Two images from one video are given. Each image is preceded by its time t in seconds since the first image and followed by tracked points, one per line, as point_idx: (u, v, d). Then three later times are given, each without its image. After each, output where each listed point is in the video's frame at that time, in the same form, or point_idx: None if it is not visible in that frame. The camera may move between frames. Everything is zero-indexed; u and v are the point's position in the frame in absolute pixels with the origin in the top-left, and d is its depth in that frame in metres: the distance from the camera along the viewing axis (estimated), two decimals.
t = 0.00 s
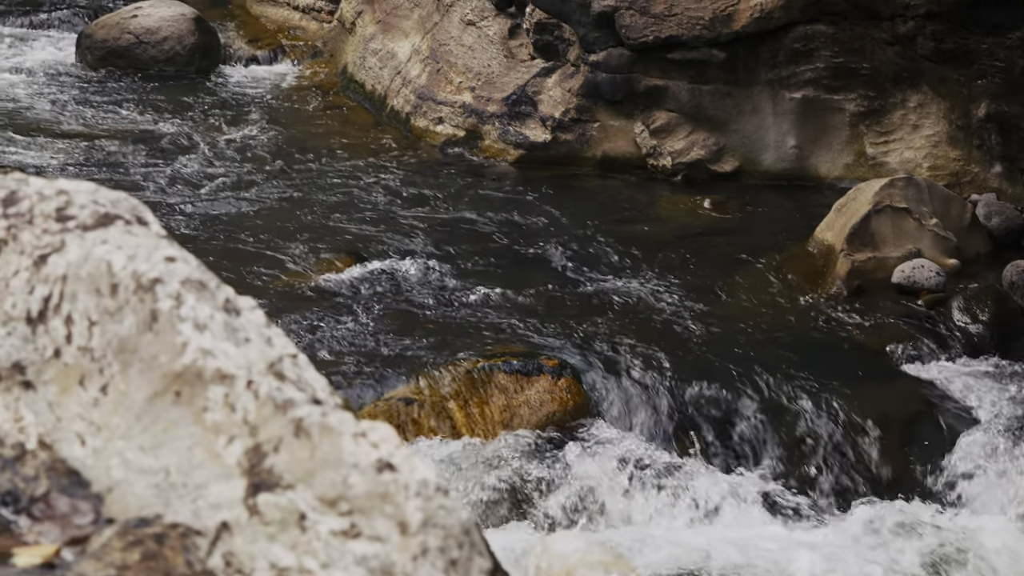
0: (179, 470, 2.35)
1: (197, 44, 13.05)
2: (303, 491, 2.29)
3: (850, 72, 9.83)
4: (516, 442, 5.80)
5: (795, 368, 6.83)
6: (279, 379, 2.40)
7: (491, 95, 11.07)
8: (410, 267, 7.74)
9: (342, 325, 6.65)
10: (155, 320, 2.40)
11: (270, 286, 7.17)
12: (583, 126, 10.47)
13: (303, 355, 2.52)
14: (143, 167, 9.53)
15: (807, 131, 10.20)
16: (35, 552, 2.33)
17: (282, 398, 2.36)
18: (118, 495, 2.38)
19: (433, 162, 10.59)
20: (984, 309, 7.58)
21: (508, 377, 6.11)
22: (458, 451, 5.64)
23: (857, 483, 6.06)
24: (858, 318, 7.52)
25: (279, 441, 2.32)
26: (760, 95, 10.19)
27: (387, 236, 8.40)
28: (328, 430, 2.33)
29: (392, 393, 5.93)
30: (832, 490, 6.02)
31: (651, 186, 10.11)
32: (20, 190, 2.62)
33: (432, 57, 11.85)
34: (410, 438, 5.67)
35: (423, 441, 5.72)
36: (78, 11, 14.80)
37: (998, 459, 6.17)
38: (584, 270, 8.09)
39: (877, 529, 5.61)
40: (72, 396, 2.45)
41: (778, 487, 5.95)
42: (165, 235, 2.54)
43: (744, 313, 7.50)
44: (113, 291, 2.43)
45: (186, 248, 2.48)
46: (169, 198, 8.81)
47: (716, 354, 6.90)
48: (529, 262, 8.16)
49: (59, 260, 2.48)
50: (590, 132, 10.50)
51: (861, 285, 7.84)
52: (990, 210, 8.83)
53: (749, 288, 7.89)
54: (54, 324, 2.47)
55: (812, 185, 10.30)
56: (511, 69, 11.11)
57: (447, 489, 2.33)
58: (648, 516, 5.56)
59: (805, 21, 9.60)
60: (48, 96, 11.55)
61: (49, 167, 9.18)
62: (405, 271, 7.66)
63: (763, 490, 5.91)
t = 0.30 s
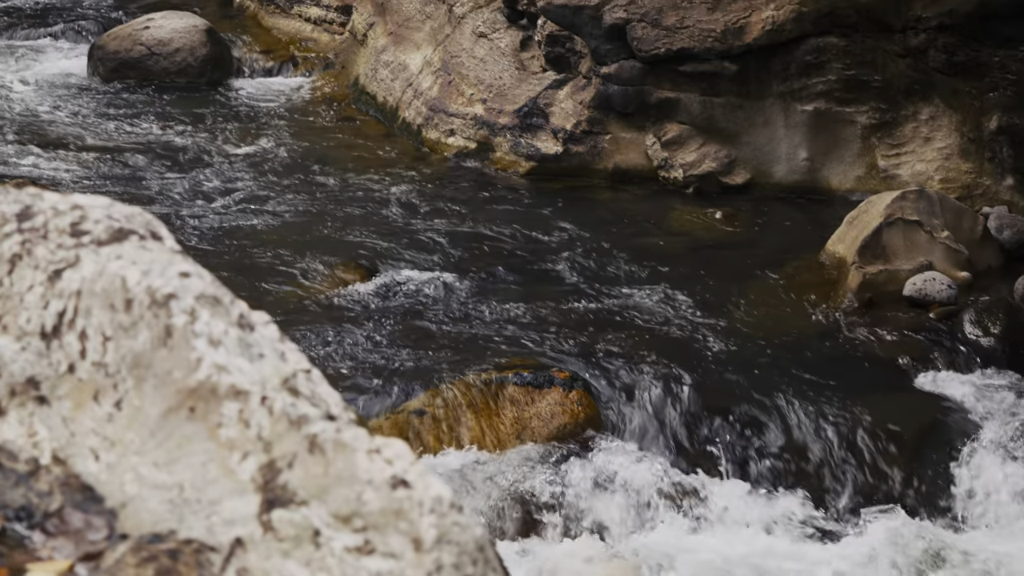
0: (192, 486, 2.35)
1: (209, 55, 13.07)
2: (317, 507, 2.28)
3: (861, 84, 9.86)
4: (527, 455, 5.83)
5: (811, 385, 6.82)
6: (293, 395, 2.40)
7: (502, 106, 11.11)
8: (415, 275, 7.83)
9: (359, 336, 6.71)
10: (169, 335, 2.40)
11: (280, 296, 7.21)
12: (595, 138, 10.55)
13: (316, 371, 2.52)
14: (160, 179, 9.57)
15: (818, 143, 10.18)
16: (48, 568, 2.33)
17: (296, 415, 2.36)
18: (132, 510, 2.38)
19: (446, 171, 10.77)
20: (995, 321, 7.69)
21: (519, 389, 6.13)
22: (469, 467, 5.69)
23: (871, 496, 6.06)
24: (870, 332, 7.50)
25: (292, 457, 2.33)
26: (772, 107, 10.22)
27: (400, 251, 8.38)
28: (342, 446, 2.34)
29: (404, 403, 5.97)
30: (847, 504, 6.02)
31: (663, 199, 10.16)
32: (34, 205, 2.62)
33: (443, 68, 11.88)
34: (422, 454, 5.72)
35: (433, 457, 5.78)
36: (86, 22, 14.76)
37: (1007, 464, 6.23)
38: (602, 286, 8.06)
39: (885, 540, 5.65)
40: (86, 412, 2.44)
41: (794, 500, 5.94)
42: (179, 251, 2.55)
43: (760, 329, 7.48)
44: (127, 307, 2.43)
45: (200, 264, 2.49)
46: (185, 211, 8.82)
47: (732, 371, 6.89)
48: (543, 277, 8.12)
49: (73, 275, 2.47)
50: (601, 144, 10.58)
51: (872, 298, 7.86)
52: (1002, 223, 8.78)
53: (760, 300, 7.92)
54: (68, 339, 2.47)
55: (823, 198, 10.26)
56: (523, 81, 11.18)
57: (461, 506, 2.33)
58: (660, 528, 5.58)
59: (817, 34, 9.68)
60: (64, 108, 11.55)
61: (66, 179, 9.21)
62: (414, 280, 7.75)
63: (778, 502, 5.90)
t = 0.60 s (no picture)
0: (205, 502, 2.35)
1: (220, 67, 12.92)
2: (330, 523, 2.28)
3: (873, 97, 9.92)
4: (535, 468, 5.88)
5: (824, 398, 6.82)
6: (306, 412, 2.40)
7: (513, 118, 11.01)
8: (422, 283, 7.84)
9: (371, 351, 6.68)
10: (182, 351, 2.40)
11: (292, 310, 7.22)
12: (605, 150, 10.49)
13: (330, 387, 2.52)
14: (175, 193, 9.56)
15: (829, 155, 10.21)
16: None
17: (310, 431, 2.36)
18: (144, 527, 2.36)
19: (453, 185, 10.63)
20: (1006, 334, 7.63)
21: (529, 402, 6.19)
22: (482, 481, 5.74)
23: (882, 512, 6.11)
24: (884, 347, 7.49)
25: (306, 474, 2.32)
26: (782, 120, 10.23)
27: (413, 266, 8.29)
28: (355, 463, 2.34)
29: (415, 415, 6.04)
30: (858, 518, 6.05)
31: (676, 211, 10.06)
32: (48, 220, 2.62)
33: (454, 81, 11.72)
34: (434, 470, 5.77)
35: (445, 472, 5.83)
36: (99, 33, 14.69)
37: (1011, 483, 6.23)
38: (624, 300, 8.01)
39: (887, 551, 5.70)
40: (99, 427, 2.44)
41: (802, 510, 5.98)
42: (192, 266, 2.54)
43: (773, 343, 7.44)
44: (140, 322, 2.43)
45: (213, 279, 2.49)
46: (199, 225, 8.78)
47: (745, 384, 6.88)
48: (557, 293, 8.05)
49: (86, 290, 2.47)
50: (611, 156, 10.52)
51: (883, 311, 7.86)
52: (1013, 235, 8.78)
53: (774, 313, 7.90)
54: (81, 354, 2.47)
55: (834, 211, 10.22)
56: (533, 93, 11.11)
57: (475, 523, 2.34)
58: (669, 538, 5.61)
59: (828, 46, 9.77)
60: (82, 121, 11.54)
61: (81, 194, 9.22)
62: (425, 291, 7.73)
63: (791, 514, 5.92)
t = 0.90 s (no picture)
0: (219, 518, 2.35)
1: (231, 78, 12.72)
2: (343, 539, 2.28)
3: (884, 109, 9.77)
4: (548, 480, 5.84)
5: (835, 411, 6.78)
6: (320, 427, 2.40)
7: (524, 130, 10.79)
8: (435, 300, 7.76)
9: (384, 368, 6.60)
10: (196, 366, 2.40)
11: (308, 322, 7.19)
12: (616, 162, 10.32)
13: (342, 402, 2.52)
14: (196, 206, 9.49)
15: (840, 168, 10.02)
16: None
17: (323, 447, 2.36)
18: (158, 542, 2.37)
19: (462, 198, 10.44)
20: (1017, 348, 7.55)
21: (540, 414, 6.17)
22: (494, 496, 5.68)
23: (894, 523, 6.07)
24: (893, 357, 7.49)
25: (320, 489, 2.32)
26: (794, 132, 10.06)
27: (429, 283, 8.16)
28: (369, 479, 2.34)
29: (428, 427, 5.99)
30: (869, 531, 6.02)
31: (686, 224, 9.93)
32: (61, 234, 2.60)
33: (465, 93, 11.51)
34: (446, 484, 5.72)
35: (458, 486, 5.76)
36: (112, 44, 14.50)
37: None
38: (642, 313, 7.99)
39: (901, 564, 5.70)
40: (113, 443, 2.44)
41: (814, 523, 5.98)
42: (206, 281, 2.54)
43: (787, 354, 7.43)
44: (154, 336, 2.43)
45: (227, 295, 2.48)
46: (218, 240, 8.68)
47: (757, 397, 6.84)
48: (573, 310, 7.93)
49: (100, 305, 2.46)
50: (622, 168, 10.36)
51: (894, 323, 7.80)
52: None
53: (789, 326, 7.84)
54: (95, 369, 2.46)
55: (845, 224, 10.05)
56: (544, 106, 10.88)
57: (488, 539, 2.33)
58: (682, 554, 5.62)
59: (839, 59, 9.61)
60: (111, 134, 11.44)
61: (100, 209, 9.16)
62: (432, 303, 7.72)
63: (801, 529, 5.90)
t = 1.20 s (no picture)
0: (234, 532, 2.35)
1: (243, 89, 12.68)
2: (359, 554, 2.28)
3: (896, 121, 9.90)
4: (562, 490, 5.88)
5: (846, 426, 6.81)
6: (335, 442, 2.39)
7: (536, 141, 10.87)
8: (444, 312, 7.81)
9: (400, 382, 6.61)
10: (211, 381, 2.38)
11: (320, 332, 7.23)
12: (628, 174, 10.41)
13: (357, 415, 2.51)
14: (216, 219, 9.48)
15: (852, 180, 10.12)
16: None
17: (338, 461, 2.35)
18: (172, 556, 2.38)
19: (480, 210, 10.54)
20: None
21: (551, 426, 6.22)
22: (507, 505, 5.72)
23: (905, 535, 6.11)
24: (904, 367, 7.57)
25: (334, 504, 2.32)
26: (806, 143, 10.15)
27: (443, 297, 8.17)
28: (383, 494, 2.33)
29: (441, 439, 6.04)
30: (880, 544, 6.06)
31: (697, 236, 10.04)
32: (76, 248, 2.59)
33: (476, 104, 11.57)
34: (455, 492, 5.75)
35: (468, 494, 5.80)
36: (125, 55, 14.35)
37: None
38: (656, 325, 8.02)
39: None
40: (127, 457, 2.43)
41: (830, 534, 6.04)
42: (220, 294, 2.53)
43: (800, 368, 7.47)
44: (168, 351, 2.42)
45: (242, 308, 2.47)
46: (234, 253, 8.65)
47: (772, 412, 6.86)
48: (589, 321, 7.97)
49: (116, 319, 2.46)
50: (634, 180, 10.44)
51: (905, 335, 7.84)
52: None
53: (790, 342, 7.84)
54: (109, 384, 2.46)
55: (857, 235, 10.15)
56: (556, 117, 10.97)
57: (503, 554, 2.35)
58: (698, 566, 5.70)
59: (851, 70, 9.74)
60: (132, 147, 11.39)
61: (118, 223, 9.11)
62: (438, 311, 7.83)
63: (816, 539, 5.95)
